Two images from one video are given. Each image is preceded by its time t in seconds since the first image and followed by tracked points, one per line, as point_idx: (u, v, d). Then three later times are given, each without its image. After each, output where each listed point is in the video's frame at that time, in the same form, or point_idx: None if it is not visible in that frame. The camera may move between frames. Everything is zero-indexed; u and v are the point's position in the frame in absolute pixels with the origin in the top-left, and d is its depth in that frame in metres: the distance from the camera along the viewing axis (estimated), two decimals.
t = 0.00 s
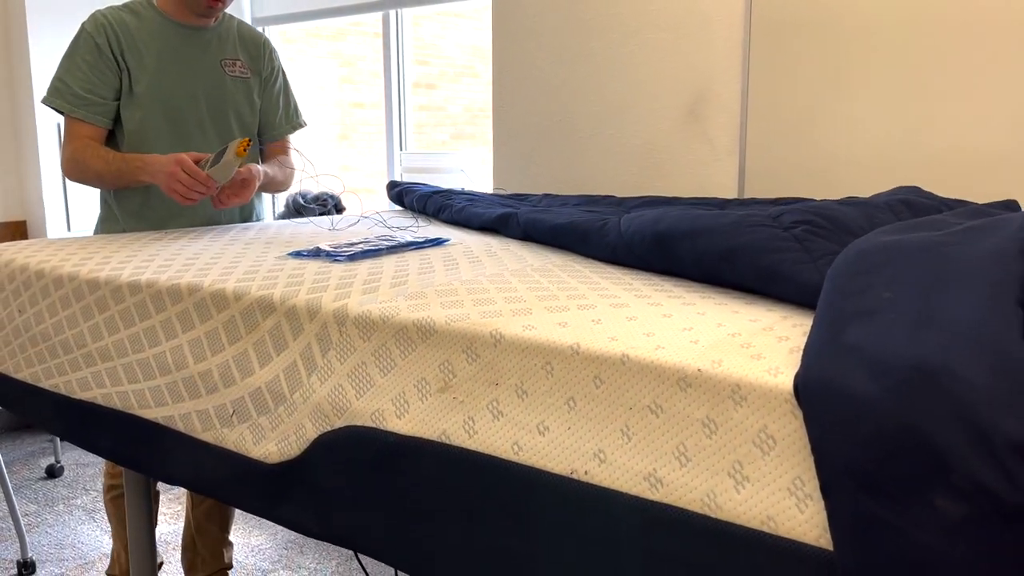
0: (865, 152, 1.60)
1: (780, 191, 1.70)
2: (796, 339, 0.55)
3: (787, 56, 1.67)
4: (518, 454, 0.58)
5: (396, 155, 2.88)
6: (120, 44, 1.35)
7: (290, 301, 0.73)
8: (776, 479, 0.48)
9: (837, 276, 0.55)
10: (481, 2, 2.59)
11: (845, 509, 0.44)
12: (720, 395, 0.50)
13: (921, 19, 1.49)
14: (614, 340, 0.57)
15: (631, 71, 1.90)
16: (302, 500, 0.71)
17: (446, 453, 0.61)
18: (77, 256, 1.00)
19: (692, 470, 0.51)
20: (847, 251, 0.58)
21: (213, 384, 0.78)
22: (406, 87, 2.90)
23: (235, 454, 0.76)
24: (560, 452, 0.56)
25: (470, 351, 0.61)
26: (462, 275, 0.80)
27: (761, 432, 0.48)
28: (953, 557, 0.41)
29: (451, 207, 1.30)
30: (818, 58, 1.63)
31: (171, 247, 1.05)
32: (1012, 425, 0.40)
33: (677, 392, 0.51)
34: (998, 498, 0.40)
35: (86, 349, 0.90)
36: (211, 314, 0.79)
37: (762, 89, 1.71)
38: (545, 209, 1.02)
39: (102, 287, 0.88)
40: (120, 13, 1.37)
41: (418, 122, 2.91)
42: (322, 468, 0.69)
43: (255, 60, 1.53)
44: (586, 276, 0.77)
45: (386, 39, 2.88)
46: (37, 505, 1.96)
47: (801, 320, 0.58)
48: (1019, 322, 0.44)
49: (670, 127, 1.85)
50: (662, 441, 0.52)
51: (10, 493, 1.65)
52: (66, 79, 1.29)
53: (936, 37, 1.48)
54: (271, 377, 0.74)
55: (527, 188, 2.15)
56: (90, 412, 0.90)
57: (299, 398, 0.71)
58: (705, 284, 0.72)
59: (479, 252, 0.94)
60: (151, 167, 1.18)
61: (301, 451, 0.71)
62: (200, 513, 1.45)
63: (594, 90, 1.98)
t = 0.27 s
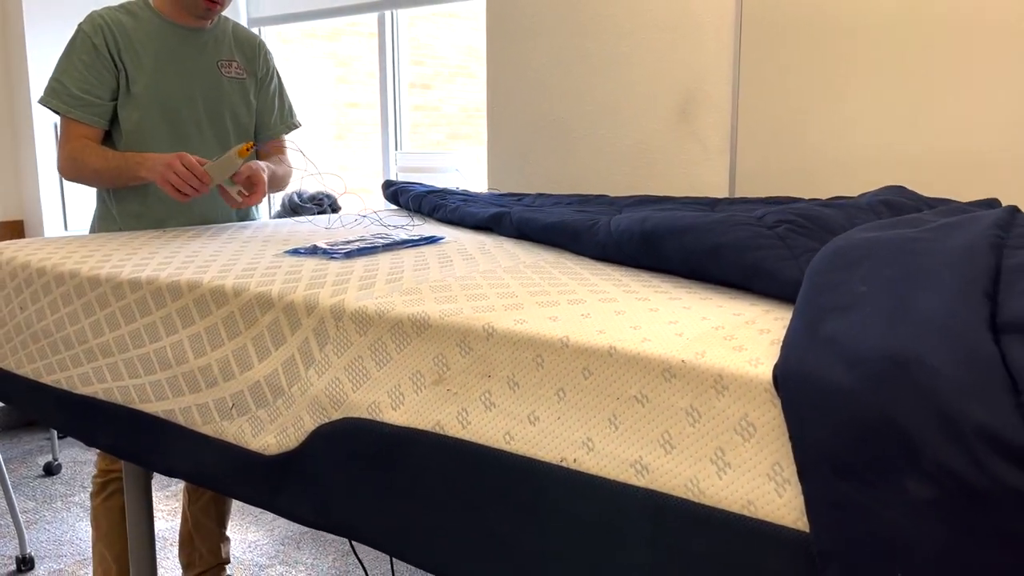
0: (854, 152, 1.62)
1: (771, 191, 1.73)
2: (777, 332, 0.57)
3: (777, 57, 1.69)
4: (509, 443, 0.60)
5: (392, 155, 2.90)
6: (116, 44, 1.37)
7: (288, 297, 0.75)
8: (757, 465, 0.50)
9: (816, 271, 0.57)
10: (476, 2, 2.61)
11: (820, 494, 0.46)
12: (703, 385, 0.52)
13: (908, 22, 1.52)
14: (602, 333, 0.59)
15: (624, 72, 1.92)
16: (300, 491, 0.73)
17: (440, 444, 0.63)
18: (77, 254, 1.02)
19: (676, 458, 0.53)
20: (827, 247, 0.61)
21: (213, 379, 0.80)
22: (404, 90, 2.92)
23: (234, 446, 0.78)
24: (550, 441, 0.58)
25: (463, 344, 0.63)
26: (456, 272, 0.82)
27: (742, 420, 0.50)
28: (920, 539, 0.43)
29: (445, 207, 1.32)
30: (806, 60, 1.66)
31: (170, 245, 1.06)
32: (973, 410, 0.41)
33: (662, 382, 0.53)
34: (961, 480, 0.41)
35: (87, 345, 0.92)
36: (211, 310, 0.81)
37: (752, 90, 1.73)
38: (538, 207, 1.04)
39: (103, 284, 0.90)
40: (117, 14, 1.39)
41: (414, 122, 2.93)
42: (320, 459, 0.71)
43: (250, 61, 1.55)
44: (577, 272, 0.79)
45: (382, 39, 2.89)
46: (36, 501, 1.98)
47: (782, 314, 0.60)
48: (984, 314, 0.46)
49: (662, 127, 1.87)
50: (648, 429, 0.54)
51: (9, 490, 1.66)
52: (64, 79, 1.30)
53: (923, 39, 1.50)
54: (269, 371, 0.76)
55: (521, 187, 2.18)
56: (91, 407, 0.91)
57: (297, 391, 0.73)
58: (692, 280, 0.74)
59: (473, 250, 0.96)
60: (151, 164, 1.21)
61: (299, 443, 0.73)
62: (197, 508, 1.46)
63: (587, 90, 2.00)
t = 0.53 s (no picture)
0: (842, 152, 1.65)
1: (761, 190, 1.76)
2: (759, 325, 0.59)
3: (767, 59, 1.72)
4: (501, 433, 0.62)
5: (387, 155, 2.92)
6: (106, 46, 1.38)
7: (288, 293, 0.77)
8: (738, 450, 0.52)
9: (796, 266, 0.59)
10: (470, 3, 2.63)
11: (796, 476, 0.49)
12: (687, 374, 0.54)
13: (894, 24, 1.55)
14: (591, 326, 0.61)
15: (616, 73, 1.95)
16: (300, 481, 0.75)
17: (435, 433, 0.65)
18: (79, 252, 1.04)
19: (661, 444, 0.55)
20: (807, 244, 0.63)
21: (214, 373, 0.82)
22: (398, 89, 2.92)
23: (235, 438, 0.80)
24: (541, 430, 0.60)
25: (457, 338, 0.65)
26: (451, 268, 0.85)
27: (724, 407, 0.53)
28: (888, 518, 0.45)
29: (440, 206, 1.34)
30: (795, 61, 1.68)
31: (170, 243, 1.08)
32: (938, 395, 0.44)
33: (648, 371, 0.56)
34: (927, 462, 0.44)
35: (89, 340, 0.94)
36: (211, 306, 0.83)
37: (742, 91, 1.76)
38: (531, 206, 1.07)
39: (105, 281, 0.92)
40: (105, 16, 1.40)
41: (409, 122, 2.94)
42: (319, 450, 0.73)
43: (235, 61, 1.58)
44: (569, 269, 0.81)
45: (376, 40, 2.88)
46: (34, 498, 2.00)
47: (765, 307, 0.63)
48: (951, 305, 0.48)
49: (653, 127, 1.90)
50: (635, 417, 0.56)
51: (8, 487, 1.68)
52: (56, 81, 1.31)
53: (910, 41, 1.53)
54: (269, 365, 0.78)
55: (515, 186, 2.20)
56: (94, 401, 0.93)
57: (296, 384, 0.75)
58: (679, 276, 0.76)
59: (467, 247, 0.98)
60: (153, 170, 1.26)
61: (298, 435, 0.75)
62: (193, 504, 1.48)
63: (580, 91, 2.03)
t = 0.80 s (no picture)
0: (830, 152, 1.68)
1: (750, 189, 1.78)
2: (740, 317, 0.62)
3: (755, 61, 1.75)
4: (493, 422, 0.65)
5: (382, 155, 2.94)
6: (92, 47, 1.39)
7: (285, 289, 0.80)
8: (718, 435, 0.54)
9: (776, 260, 0.62)
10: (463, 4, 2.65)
11: (771, 460, 0.51)
12: (670, 363, 0.57)
13: (880, 26, 1.57)
14: (579, 319, 0.63)
15: (608, 74, 1.98)
16: (299, 470, 0.77)
17: (429, 423, 0.67)
18: (80, 250, 1.06)
19: (645, 431, 0.58)
20: (786, 240, 0.65)
21: (214, 366, 0.85)
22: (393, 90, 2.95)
23: (235, 430, 0.82)
24: (531, 419, 0.63)
25: (450, 331, 0.68)
26: (444, 265, 0.87)
27: (705, 395, 0.55)
28: (857, 499, 0.47)
29: (434, 206, 1.36)
30: (783, 62, 1.71)
31: (170, 241, 1.11)
32: (904, 381, 0.46)
33: (633, 361, 0.58)
34: (893, 444, 0.46)
35: (91, 336, 0.96)
36: (211, 302, 0.85)
37: (731, 92, 1.79)
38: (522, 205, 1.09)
39: (106, 278, 0.94)
40: (90, 16, 1.41)
41: (403, 122, 2.96)
42: (317, 440, 0.75)
43: (221, 62, 1.60)
44: (559, 266, 0.84)
45: (371, 40, 2.91)
46: (32, 496, 2.01)
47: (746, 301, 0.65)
48: (919, 296, 0.51)
49: (644, 126, 1.92)
50: (620, 406, 0.59)
51: (7, 483, 1.70)
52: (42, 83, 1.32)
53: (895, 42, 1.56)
54: (268, 359, 0.80)
55: (509, 185, 2.23)
56: (95, 395, 0.95)
57: (294, 377, 0.78)
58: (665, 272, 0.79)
59: (461, 245, 1.01)
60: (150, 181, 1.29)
61: (296, 426, 0.77)
62: (187, 500, 1.49)
63: (572, 91, 2.05)
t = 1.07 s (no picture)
0: (817, 152, 1.71)
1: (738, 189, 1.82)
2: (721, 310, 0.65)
3: (743, 63, 1.78)
4: (485, 411, 0.67)
5: (376, 155, 2.96)
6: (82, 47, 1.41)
7: (283, 284, 0.82)
8: (699, 422, 0.57)
9: (756, 255, 0.64)
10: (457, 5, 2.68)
11: (747, 445, 0.54)
12: (653, 353, 0.59)
13: (865, 28, 1.60)
14: (567, 312, 0.66)
15: (599, 75, 2.01)
16: (297, 460, 0.80)
17: (423, 413, 0.70)
18: (80, 248, 1.08)
19: (630, 418, 0.60)
20: (766, 237, 0.68)
21: (213, 360, 0.87)
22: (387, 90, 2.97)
23: (234, 422, 0.85)
24: (521, 407, 0.65)
25: (443, 324, 0.70)
26: (438, 261, 0.90)
27: (687, 383, 0.58)
28: (827, 482, 0.49)
29: (428, 205, 1.39)
30: (770, 63, 1.74)
31: (169, 239, 1.13)
32: (872, 369, 0.49)
33: (619, 352, 0.61)
34: (861, 430, 0.48)
35: (92, 332, 0.98)
36: (210, 298, 0.88)
37: (719, 93, 1.82)
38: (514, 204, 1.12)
39: (107, 275, 0.97)
40: (78, 17, 1.42)
41: (397, 122, 2.99)
42: (315, 431, 0.78)
43: (207, 61, 1.62)
44: (549, 262, 0.86)
45: (365, 41, 2.93)
46: (29, 492, 2.03)
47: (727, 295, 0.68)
48: (888, 289, 0.53)
49: (636, 127, 1.96)
50: (607, 394, 0.62)
51: (6, 479, 1.72)
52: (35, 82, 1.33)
53: (880, 44, 1.59)
54: (267, 352, 0.82)
55: (502, 185, 2.25)
56: (96, 389, 0.98)
57: (292, 370, 0.80)
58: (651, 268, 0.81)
59: (454, 242, 1.03)
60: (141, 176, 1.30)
61: (294, 418, 0.80)
62: (182, 496, 1.50)
63: (564, 92, 2.09)
